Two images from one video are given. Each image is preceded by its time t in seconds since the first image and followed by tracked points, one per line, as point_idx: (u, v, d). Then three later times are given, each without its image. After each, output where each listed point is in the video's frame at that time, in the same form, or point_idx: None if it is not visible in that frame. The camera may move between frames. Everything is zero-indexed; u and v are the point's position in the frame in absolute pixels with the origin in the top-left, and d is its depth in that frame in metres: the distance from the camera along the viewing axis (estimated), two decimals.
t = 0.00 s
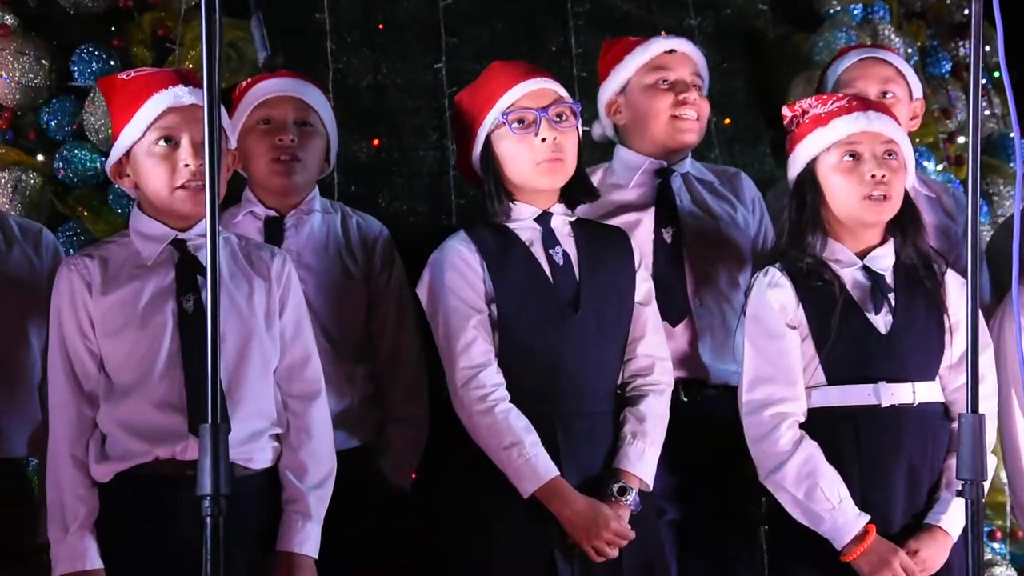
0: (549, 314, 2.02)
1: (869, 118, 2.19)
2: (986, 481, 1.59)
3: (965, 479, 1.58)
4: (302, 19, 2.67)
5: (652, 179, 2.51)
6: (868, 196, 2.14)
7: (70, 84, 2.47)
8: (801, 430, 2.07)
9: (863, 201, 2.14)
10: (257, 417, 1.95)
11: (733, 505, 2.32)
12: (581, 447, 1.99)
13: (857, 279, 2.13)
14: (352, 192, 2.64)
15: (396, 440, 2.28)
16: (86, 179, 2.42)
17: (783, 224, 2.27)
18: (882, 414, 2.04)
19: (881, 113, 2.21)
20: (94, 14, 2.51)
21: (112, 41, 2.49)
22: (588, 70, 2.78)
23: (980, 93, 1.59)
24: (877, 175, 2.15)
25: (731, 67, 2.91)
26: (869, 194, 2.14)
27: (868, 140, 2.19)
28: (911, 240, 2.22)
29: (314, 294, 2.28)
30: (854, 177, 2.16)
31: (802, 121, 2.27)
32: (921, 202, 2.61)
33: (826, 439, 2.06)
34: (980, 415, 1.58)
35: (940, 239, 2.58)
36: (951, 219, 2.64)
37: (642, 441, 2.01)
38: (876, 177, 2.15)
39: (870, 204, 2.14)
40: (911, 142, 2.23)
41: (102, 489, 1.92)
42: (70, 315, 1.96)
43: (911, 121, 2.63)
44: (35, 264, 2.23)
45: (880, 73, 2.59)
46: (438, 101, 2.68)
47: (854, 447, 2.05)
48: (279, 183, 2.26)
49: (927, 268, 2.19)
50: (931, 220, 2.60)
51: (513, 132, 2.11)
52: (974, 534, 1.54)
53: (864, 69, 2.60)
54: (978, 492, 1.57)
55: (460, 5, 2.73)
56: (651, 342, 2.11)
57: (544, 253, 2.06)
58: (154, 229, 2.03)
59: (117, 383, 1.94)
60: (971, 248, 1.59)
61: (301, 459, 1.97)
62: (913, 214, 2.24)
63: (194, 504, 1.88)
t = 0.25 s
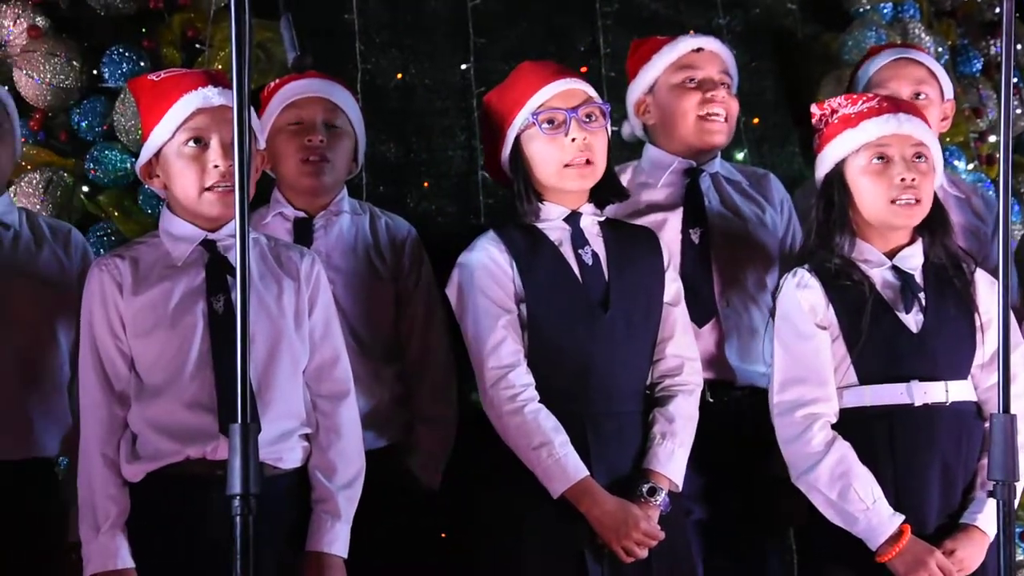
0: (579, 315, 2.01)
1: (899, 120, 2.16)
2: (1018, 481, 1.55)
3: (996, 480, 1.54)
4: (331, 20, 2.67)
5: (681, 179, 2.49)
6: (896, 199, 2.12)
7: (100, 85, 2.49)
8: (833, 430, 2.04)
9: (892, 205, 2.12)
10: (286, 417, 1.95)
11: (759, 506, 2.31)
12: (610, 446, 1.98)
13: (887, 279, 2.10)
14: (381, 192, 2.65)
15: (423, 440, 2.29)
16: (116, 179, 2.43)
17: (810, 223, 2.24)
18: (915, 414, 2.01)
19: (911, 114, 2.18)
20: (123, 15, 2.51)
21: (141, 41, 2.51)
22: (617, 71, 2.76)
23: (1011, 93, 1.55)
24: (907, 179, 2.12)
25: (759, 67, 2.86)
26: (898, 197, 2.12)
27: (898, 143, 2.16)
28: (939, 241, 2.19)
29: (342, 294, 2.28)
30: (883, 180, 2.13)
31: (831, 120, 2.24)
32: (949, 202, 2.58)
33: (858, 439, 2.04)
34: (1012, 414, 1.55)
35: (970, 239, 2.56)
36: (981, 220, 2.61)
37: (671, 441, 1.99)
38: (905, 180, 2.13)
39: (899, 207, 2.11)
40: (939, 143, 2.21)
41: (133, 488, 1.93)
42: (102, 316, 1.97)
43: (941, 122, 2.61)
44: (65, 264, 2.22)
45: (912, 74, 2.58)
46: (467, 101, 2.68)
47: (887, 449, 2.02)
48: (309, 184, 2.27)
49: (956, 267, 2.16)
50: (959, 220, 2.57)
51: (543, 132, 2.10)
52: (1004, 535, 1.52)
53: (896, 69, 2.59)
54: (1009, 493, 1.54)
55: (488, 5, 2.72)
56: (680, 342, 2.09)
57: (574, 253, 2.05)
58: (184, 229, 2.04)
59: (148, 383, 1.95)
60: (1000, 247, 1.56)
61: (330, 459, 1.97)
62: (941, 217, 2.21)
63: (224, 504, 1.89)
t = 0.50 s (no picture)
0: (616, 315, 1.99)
1: (932, 119, 2.14)
2: None
3: None
4: (364, 19, 2.75)
5: (718, 179, 2.46)
6: (932, 201, 2.08)
7: (139, 87, 2.52)
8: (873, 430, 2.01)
9: (930, 205, 2.08)
10: (323, 417, 1.95)
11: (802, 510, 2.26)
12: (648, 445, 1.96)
13: (923, 279, 2.07)
14: (416, 193, 2.69)
15: (460, 440, 2.25)
16: (153, 179, 2.46)
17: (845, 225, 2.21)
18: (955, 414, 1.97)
19: (944, 113, 2.16)
20: (161, 17, 2.54)
21: (179, 41, 2.55)
22: (652, 69, 2.85)
23: None
24: (941, 178, 2.09)
25: (795, 65, 2.96)
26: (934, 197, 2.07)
27: (931, 142, 2.13)
28: (976, 241, 2.16)
29: (377, 292, 2.27)
30: (917, 180, 2.10)
31: (864, 120, 2.22)
32: (988, 201, 2.52)
33: (898, 440, 2.00)
34: None
35: (1008, 238, 2.50)
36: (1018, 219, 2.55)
37: (708, 442, 1.98)
38: (940, 179, 2.09)
39: (937, 208, 2.07)
40: (974, 142, 2.18)
41: (173, 487, 1.94)
42: (141, 316, 1.99)
43: (980, 122, 2.56)
44: (102, 264, 2.24)
45: (951, 71, 2.54)
46: (501, 101, 2.76)
47: (928, 450, 1.98)
48: (345, 184, 2.27)
49: (994, 266, 2.13)
50: (997, 220, 2.52)
51: (580, 130, 2.08)
52: None
53: (935, 68, 2.56)
54: None
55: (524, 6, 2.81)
56: (718, 342, 2.08)
57: (611, 253, 2.03)
58: (221, 230, 2.05)
59: (187, 382, 1.97)
60: None
61: (367, 458, 1.97)
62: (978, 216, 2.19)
63: (262, 503, 1.89)
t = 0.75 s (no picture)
0: (657, 317, 1.97)
1: (970, 118, 2.09)
2: None
3: None
4: (405, 20, 2.78)
5: (755, 180, 2.43)
6: (971, 199, 2.03)
7: (180, 88, 2.56)
8: (913, 431, 1.97)
9: (967, 204, 2.03)
10: (365, 417, 1.95)
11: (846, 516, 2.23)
12: (690, 447, 1.94)
13: (965, 279, 2.03)
14: (455, 193, 2.73)
15: (500, 440, 2.23)
16: (194, 180, 2.50)
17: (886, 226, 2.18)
18: (997, 415, 1.94)
19: (985, 111, 2.10)
20: (203, 18, 2.58)
21: (221, 43, 2.59)
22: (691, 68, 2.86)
23: None
24: (980, 177, 2.04)
25: (836, 65, 2.95)
26: (974, 196, 2.03)
27: (969, 141, 2.09)
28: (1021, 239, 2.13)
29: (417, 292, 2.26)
30: (956, 179, 2.06)
31: (904, 120, 2.19)
32: None
33: (940, 442, 1.96)
34: None
35: None
36: None
37: (750, 445, 1.95)
38: (978, 178, 2.05)
39: (973, 206, 2.03)
40: (1017, 141, 2.12)
41: (214, 486, 1.95)
42: (183, 317, 2.00)
43: None
44: (143, 265, 2.25)
45: (994, 70, 2.49)
46: (541, 101, 2.79)
47: (972, 452, 1.94)
48: (387, 185, 2.27)
49: None
50: None
51: (623, 130, 2.06)
52: None
53: (977, 66, 2.52)
54: None
55: (563, 6, 2.82)
56: (759, 345, 2.05)
57: (653, 255, 2.01)
58: (264, 230, 2.06)
59: (228, 382, 1.97)
60: None
61: (408, 459, 1.97)
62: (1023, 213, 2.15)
63: (302, 503, 1.90)
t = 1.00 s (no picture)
0: (695, 316, 1.95)
1: (1005, 116, 2.05)
2: None
3: None
4: (441, 23, 2.80)
5: (778, 175, 2.40)
6: (1006, 198, 1.99)
7: (216, 89, 2.58)
8: (950, 432, 1.92)
9: (1001, 203, 2.00)
10: (400, 417, 1.95)
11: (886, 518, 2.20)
12: (728, 447, 1.92)
13: (1004, 279, 2.00)
14: (490, 193, 2.74)
15: (538, 439, 2.22)
16: (230, 181, 2.52)
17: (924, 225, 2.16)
18: None
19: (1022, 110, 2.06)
20: (239, 19, 2.62)
21: (258, 45, 2.61)
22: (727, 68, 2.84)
23: None
24: (1014, 175, 2.00)
25: (874, 63, 2.91)
26: (1009, 194, 1.99)
27: (1005, 139, 2.05)
28: None
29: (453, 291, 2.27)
30: (990, 178, 2.03)
31: (942, 119, 2.16)
32: None
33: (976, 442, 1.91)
34: None
35: None
36: None
37: (789, 444, 1.93)
38: (1013, 177, 2.01)
39: (1007, 205, 1.99)
40: None
41: (250, 485, 1.95)
42: (219, 316, 2.01)
43: None
44: (177, 265, 2.28)
45: None
46: (577, 100, 2.80)
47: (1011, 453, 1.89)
48: (424, 183, 2.27)
49: None
50: None
51: (662, 127, 2.05)
52: None
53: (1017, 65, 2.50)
54: None
55: (598, 5, 2.84)
56: (798, 344, 2.03)
57: (691, 254, 2.00)
58: (300, 231, 2.07)
59: (264, 382, 1.98)
60: None
61: (444, 458, 1.96)
62: None
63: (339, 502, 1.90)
